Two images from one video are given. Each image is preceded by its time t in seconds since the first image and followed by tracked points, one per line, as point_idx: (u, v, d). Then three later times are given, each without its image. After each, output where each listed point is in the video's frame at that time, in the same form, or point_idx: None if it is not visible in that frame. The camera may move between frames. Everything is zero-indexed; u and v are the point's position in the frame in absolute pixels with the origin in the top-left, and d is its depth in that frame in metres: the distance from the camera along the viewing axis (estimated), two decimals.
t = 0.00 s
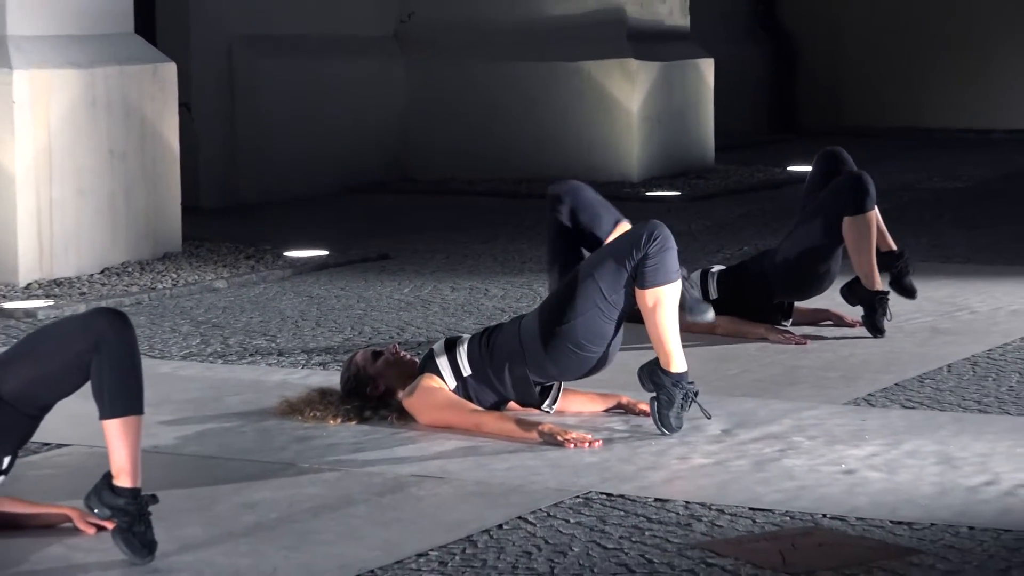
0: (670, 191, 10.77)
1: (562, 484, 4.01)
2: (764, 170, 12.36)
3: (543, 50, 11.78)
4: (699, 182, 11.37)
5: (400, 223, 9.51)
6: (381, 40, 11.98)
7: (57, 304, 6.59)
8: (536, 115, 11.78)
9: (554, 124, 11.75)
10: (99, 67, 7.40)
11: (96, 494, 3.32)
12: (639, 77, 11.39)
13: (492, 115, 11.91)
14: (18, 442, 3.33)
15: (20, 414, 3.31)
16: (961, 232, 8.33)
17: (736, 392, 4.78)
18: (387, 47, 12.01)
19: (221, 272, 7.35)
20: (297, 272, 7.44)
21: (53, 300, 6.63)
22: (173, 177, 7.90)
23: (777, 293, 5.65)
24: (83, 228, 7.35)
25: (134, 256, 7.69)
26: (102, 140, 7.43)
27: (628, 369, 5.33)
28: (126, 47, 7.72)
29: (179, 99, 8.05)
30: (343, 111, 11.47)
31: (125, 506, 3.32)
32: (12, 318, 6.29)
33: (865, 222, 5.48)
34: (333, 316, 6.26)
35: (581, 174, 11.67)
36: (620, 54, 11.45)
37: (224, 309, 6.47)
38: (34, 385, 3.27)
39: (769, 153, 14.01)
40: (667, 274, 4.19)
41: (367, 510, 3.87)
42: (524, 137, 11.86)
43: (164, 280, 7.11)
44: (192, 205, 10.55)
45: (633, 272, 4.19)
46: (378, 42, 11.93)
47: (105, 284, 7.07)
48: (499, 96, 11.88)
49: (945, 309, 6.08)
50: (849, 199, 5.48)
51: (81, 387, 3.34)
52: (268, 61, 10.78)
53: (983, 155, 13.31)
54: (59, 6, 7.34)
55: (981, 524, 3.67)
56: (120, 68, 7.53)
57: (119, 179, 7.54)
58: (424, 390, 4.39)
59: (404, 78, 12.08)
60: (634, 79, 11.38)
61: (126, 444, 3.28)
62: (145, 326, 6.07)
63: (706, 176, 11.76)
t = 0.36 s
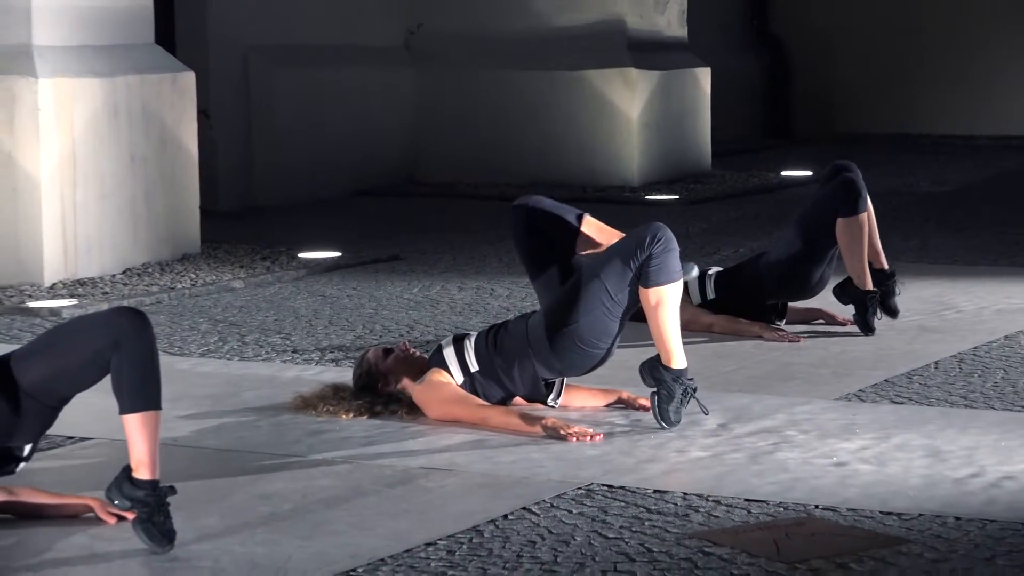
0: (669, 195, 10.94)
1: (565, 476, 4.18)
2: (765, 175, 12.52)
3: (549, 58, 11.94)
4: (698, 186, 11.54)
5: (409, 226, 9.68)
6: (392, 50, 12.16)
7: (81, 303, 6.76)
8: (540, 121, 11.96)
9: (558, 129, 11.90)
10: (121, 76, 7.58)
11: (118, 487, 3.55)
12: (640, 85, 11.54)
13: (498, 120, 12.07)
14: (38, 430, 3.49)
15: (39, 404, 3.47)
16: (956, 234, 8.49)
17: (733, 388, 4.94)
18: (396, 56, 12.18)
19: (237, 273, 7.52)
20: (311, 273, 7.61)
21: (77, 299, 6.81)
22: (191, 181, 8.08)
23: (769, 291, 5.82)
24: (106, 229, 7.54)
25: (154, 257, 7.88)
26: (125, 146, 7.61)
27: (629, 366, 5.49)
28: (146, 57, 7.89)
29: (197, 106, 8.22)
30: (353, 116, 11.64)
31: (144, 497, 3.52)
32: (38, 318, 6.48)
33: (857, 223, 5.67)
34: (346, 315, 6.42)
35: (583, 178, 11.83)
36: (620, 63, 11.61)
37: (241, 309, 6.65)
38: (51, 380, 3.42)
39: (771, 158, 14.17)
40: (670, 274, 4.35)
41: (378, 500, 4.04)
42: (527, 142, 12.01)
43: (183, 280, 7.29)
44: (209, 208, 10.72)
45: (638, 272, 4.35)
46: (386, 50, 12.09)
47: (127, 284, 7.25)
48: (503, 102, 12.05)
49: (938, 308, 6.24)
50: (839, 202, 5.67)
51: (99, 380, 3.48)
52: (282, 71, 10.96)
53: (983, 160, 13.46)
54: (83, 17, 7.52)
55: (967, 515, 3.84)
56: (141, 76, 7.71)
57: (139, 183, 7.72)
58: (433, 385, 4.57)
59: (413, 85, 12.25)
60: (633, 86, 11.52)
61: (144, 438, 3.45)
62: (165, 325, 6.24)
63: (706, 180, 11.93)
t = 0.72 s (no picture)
0: (669, 199, 11.14)
1: (570, 470, 4.35)
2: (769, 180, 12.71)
3: (558, 67, 12.16)
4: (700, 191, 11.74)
5: (420, 228, 9.87)
6: (405, 60, 12.36)
7: (107, 303, 6.96)
8: (546, 130, 12.18)
9: (565, 135, 12.10)
10: (144, 85, 7.78)
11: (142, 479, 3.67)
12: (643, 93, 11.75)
13: (507, 127, 12.28)
14: (61, 421, 3.59)
15: (64, 395, 3.57)
16: (952, 237, 8.65)
17: (732, 384, 5.12)
18: (408, 66, 12.40)
19: (257, 274, 7.71)
20: (327, 274, 7.80)
21: (103, 299, 7.01)
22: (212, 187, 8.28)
23: (767, 292, 5.99)
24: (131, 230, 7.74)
25: (177, 258, 8.08)
26: (148, 153, 7.81)
27: (633, 364, 5.67)
28: (168, 66, 8.08)
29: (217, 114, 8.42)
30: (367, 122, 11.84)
31: (167, 488, 3.68)
32: (65, 318, 6.67)
33: (853, 225, 5.80)
34: (360, 314, 6.60)
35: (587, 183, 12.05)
36: (623, 73, 11.82)
37: (259, 308, 6.83)
38: (79, 371, 3.54)
39: (776, 163, 14.36)
40: (670, 277, 4.52)
41: (391, 492, 4.21)
42: (535, 150, 12.23)
43: (204, 281, 7.48)
44: (229, 212, 10.92)
45: (638, 274, 4.53)
46: (398, 58, 12.30)
47: (150, 284, 7.44)
48: (512, 110, 12.26)
49: (934, 308, 6.41)
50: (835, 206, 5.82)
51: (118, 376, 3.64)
52: (300, 83, 11.17)
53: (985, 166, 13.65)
54: (110, 28, 7.71)
55: (957, 507, 4.00)
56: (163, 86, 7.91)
57: (162, 187, 7.92)
58: (443, 382, 4.74)
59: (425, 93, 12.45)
60: (636, 95, 11.74)
61: (168, 431, 3.60)
62: (187, 323, 6.43)
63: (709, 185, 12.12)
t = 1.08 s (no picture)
0: (673, 202, 11.34)
1: (576, 462, 4.53)
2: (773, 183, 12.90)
3: (565, 76, 12.41)
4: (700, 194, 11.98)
5: (432, 230, 10.07)
6: (416, 69, 12.62)
7: (132, 303, 7.15)
8: (551, 136, 12.43)
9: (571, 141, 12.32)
10: (168, 92, 7.98)
11: (161, 472, 3.89)
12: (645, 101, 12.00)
13: (514, 133, 12.53)
14: (82, 411, 3.75)
15: (84, 387, 3.74)
16: (952, 238, 8.83)
17: (732, 381, 5.30)
18: (420, 75, 12.65)
19: (275, 274, 7.90)
20: (344, 274, 7.99)
21: (128, 298, 7.20)
22: (233, 190, 8.49)
23: (767, 293, 6.16)
24: (155, 232, 7.95)
25: (199, 258, 8.28)
26: (171, 158, 8.02)
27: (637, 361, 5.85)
28: (190, 74, 8.29)
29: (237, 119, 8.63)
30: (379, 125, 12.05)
31: (186, 480, 3.89)
32: (92, 316, 6.88)
33: (847, 228, 5.99)
34: (374, 313, 6.80)
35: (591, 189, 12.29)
36: (627, 81, 12.07)
37: (278, 307, 7.03)
38: (100, 363, 3.71)
39: (779, 168, 14.55)
40: (671, 277, 4.71)
41: (404, 484, 4.40)
42: (542, 156, 12.48)
43: (225, 280, 7.68)
44: (248, 214, 11.14)
45: (641, 274, 4.70)
46: (410, 65, 12.52)
47: (172, 284, 7.65)
48: (519, 117, 12.51)
49: (931, 308, 6.58)
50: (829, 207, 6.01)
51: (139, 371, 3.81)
52: (317, 90, 11.40)
53: (987, 169, 13.84)
54: (135, 37, 7.91)
55: (948, 498, 4.18)
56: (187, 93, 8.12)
57: (184, 190, 8.12)
58: (454, 380, 4.92)
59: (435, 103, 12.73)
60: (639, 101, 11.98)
61: (186, 425, 3.75)
62: (208, 321, 6.62)
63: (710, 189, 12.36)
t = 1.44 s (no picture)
0: (676, 205, 11.57)
1: (581, 456, 4.72)
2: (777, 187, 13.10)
3: (572, 85, 12.67)
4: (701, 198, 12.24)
5: (444, 231, 10.29)
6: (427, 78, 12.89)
7: (155, 302, 7.38)
8: (555, 143, 12.70)
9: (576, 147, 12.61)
10: (189, 100, 8.24)
11: (183, 465, 4.13)
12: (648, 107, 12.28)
13: (523, 141, 12.81)
14: (104, 402, 3.91)
15: (105, 380, 3.89)
16: (951, 240, 9.01)
17: (730, 377, 5.49)
18: (432, 83, 12.93)
19: (293, 274, 8.11)
20: (358, 274, 8.20)
21: (152, 297, 7.41)
22: (251, 194, 8.73)
23: (764, 293, 6.34)
24: (176, 234, 8.20)
25: (218, 259, 8.51)
26: (192, 163, 8.27)
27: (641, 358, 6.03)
28: (211, 82, 8.55)
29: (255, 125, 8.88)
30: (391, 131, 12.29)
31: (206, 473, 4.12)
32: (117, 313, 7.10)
33: (841, 228, 6.18)
34: (388, 311, 7.00)
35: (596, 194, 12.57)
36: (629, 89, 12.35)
37: (296, 306, 7.23)
38: (120, 359, 3.86)
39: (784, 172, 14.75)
40: (674, 276, 4.89)
41: (416, 476, 4.58)
42: (547, 162, 12.77)
43: (245, 280, 7.89)
44: (267, 217, 11.38)
45: (645, 273, 4.89)
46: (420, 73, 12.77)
47: (192, 284, 7.87)
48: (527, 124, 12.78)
49: (927, 308, 6.76)
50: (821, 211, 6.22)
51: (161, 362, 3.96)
52: (334, 97, 11.66)
53: (987, 175, 14.03)
54: (156, 48, 8.16)
55: (938, 490, 4.36)
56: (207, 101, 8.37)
57: (202, 194, 8.36)
58: (463, 375, 5.10)
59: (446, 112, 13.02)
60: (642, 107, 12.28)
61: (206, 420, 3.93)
62: (228, 319, 6.83)
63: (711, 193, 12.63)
